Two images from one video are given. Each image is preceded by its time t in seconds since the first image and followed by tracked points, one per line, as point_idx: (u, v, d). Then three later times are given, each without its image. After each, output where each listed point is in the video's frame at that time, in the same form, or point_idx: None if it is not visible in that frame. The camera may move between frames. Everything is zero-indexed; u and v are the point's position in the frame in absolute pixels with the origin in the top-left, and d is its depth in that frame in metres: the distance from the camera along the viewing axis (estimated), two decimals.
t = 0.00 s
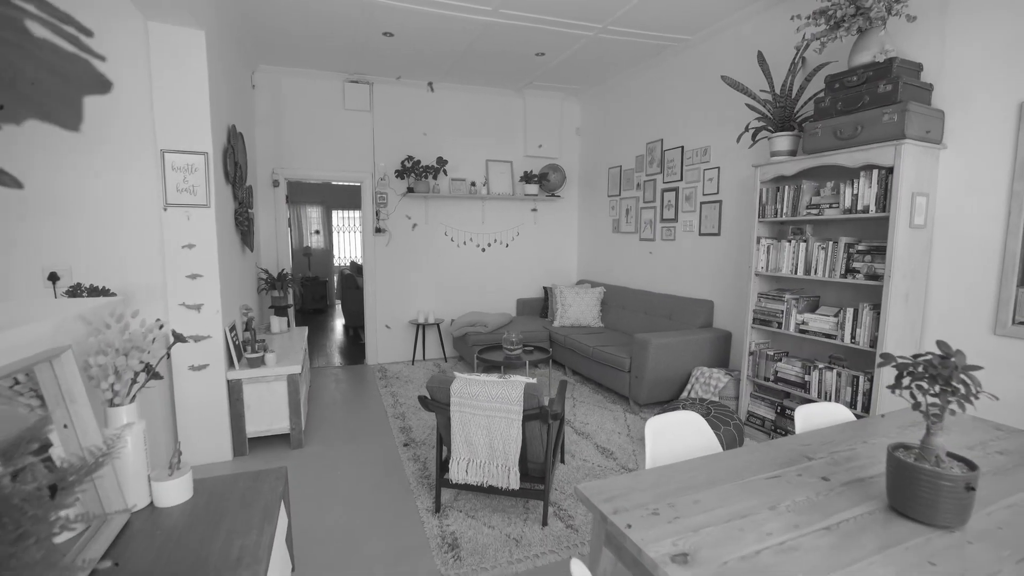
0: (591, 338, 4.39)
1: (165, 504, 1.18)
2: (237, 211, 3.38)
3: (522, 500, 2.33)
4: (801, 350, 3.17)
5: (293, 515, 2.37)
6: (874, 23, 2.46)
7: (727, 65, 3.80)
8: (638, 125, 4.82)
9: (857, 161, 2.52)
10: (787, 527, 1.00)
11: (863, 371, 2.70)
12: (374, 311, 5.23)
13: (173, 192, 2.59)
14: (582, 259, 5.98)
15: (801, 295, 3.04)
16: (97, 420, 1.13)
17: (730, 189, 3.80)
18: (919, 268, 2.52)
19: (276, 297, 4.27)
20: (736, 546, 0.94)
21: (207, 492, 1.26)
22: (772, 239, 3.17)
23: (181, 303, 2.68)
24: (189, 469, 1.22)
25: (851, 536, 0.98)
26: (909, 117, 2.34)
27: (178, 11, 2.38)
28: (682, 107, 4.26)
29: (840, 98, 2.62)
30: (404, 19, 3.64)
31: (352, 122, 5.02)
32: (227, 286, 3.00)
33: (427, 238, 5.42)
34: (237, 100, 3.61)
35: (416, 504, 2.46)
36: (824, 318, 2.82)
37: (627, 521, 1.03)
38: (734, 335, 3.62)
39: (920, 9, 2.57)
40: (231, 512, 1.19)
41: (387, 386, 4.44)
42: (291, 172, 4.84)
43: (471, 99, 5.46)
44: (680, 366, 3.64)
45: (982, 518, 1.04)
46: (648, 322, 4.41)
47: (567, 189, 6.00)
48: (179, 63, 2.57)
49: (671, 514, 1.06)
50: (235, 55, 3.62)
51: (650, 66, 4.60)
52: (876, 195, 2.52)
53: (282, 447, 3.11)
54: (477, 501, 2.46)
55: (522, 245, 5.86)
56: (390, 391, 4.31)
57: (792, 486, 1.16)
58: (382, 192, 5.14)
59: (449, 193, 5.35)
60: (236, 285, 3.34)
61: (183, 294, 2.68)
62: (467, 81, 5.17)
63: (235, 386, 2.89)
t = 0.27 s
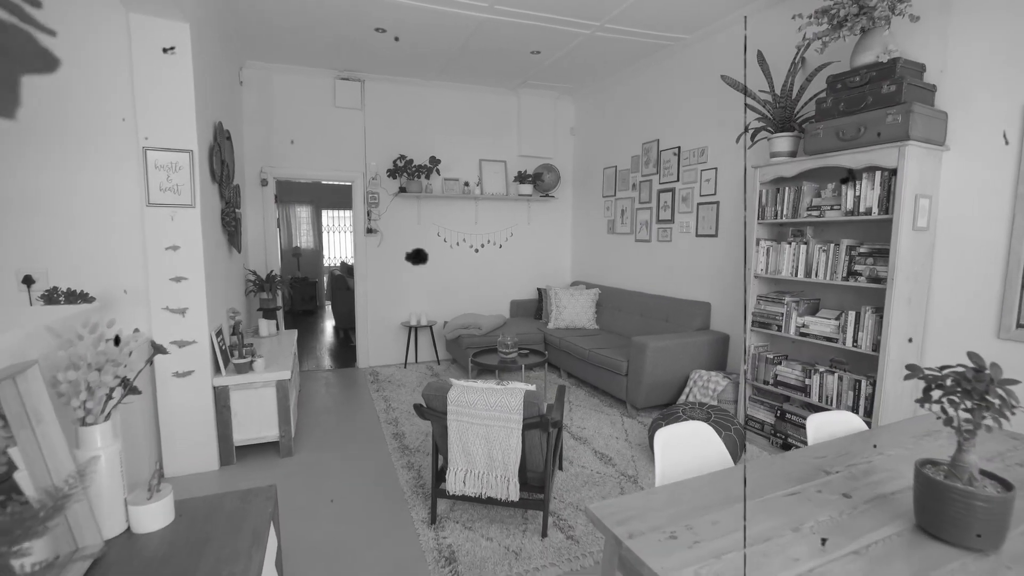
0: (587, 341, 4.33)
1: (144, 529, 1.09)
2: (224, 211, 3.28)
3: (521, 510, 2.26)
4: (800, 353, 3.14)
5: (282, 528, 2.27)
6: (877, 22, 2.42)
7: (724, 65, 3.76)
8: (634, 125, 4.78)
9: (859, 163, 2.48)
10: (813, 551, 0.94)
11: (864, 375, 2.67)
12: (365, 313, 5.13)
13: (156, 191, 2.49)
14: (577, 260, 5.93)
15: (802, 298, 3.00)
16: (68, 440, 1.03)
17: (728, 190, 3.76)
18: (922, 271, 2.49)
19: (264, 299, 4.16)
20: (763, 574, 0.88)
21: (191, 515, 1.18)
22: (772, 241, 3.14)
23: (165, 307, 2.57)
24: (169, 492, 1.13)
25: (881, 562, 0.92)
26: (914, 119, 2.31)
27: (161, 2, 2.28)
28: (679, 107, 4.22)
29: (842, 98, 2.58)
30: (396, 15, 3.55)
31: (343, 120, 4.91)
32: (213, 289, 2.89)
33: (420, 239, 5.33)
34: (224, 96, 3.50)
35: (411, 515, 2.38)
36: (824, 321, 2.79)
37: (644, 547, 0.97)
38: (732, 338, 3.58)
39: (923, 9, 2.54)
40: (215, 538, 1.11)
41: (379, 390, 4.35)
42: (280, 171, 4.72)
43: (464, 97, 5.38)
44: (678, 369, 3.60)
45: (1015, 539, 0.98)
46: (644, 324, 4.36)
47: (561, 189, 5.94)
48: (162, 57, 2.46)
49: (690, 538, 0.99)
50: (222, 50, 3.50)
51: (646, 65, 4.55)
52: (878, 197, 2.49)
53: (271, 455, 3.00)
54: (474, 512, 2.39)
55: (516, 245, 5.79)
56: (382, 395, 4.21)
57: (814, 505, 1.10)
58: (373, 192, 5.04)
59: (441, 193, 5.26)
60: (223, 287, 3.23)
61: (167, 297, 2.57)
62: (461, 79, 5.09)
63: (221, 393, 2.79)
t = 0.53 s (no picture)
0: (585, 343, 4.26)
1: (123, 559, 1.00)
2: (213, 211, 3.17)
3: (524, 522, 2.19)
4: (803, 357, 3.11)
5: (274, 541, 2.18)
6: (886, 20, 2.38)
7: (725, 64, 3.71)
8: (632, 124, 4.72)
9: (866, 163, 2.44)
10: None
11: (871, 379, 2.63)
12: (358, 315, 5.03)
13: (142, 189, 2.38)
14: (573, 261, 5.86)
15: (805, 300, 2.95)
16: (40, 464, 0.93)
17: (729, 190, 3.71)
18: (930, 274, 2.45)
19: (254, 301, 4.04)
20: None
21: (176, 541, 1.09)
22: (775, 242, 3.10)
23: (151, 310, 2.45)
24: (154, 516, 1.04)
25: None
26: (924, 119, 2.27)
27: None
28: (678, 106, 4.17)
29: (849, 98, 2.53)
30: (392, 9, 3.46)
31: (336, 118, 4.81)
32: (201, 292, 2.78)
33: (414, 239, 5.23)
34: (213, 91, 3.39)
35: (410, 526, 2.29)
36: (830, 324, 2.74)
37: None
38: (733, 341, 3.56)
39: (931, 7, 2.50)
40: (202, 568, 1.01)
41: (373, 394, 4.25)
42: (271, 169, 4.60)
43: (460, 95, 5.29)
44: (679, 372, 3.54)
45: None
46: (643, 326, 4.30)
47: (557, 189, 5.87)
48: (146, 49, 2.35)
49: (722, 564, 0.93)
50: (211, 43, 3.40)
51: (645, 64, 4.49)
52: (886, 199, 2.45)
53: (262, 463, 2.90)
54: (475, 522, 2.31)
55: (512, 246, 5.71)
56: (376, 399, 4.12)
57: (847, 525, 1.04)
58: (366, 191, 4.93)
59: (436, 193, 5.17)
60: (212, 289, 3.12)
61: (152, 301, 2.46)
62: (456, 76, 5.00)
63: (210, 400, 2.68)
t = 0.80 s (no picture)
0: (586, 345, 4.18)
1: None
2: (201, 211, 3.03)
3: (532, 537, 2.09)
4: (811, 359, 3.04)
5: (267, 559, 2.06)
6: (900, 14, 2.31)
7: (728, 60, 3.64)
8: (632, 122, 4.64)
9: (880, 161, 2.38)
10: None
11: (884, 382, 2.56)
12: (352, 317, 4.90)
13: (124, 188, 2.25)
14: (571, 261, 5.77)
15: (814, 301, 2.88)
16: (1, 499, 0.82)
17: (733, 189, 3.64)
18: (945, 274, 2.39)
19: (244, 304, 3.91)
20: None
21: None
22: (782, 242, 3.03)
23: (135, 316, 2.32)
24: (134, 553, 0.92)
25: None
26: (941, 115, 2.20)
27: None
28: (680, 104, 4.09)
29: (861, 93, 2.46)
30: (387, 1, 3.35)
31: (328, 115, 4.67)
32: (189, 296, 2.65)
33: (409, 239, 5.11)
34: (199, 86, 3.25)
35: (410, 541, 2.19)
36: (841, 326, 2.67)
37: None
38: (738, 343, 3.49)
39: None
40: None
41: (368, 398, 4.13)
42: (261, 168, 4.47)
43: (455, 92, 5.18)
44: (683, 375, 3.47)
45: None
46: (644, 328, 4.22)
47: (555, 188, 5.77)
48: (128, 40, 2.22)
49: None
50: (197, 35, 3.26)
51: (645, 60, 4.41)
52: (901, 197, 2.38)
53: (254, 474, 2.78)
54: (479, 536, 2.21)
55: (509, 246, 5.61)
56: (371, 404, 4.00)
57: (900, 552, 0.96)
58: (360, 190, 4.80)
59: (432, 192, 5.06)
60: (200, 291, 2.99)
61: (136, 305, 2.32)
62: (452, 72, 4.89)
63: (199, 409, 2.56)
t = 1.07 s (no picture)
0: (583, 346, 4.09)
1: None
2: (183, 208, 2.89)
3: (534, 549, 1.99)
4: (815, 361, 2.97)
5: None
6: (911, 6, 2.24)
7: (728, 55, 3.57)
8: (629, 119, 4.56)
9: (889, 158, 2.32)
10: None
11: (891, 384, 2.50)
12: (342, 318, 4.77)
13: (99, 183, 2.12)
14: (566, 260, 5.69)
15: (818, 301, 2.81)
16: None
17: (733, 187, 3.57)
18: (954, 274, 2.33)
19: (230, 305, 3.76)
20: None
21: None
22: (785, 241, 2.96)
23: (112, 319, 2.18)
24: None
25: None
26: (953, 110, 2.14)
27: None
28: (678, 100, 4.02)
29: (869, 88, 2.40)
30: None
31: (317, 110, 4.54)
32: (171, 299, 2.51)
33: (401, 238, 4.99)
34: (182, 77, 3.11)
35: (406, 555, 2.08)
36: (847, 327, 2.60)
37: None
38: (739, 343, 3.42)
39: None
40: None
41: (360, 402, 4.01)
42: (248, 165, 4.32)
43: (448, 88, 5.07)
44: (684, 377, 3.39)
45: None
46: (642, 328, 4.15)
47: (549, 186, 5.68)
48: (103, 25, 2.08)
49: None
50: (179, 24, 3.12)
51: (642, 56, 4.33)
52: (910, 195, 2.32)
53: (241, 484, 2.65)
54: (478, 549, 2.11)
55: (503, 245, 5.51)
56: (363, 408, 3.88)
57: None
58: (350, 187, 4.67)
59: (425, 190, 4.94)
60: (183, 293, 2.85)
61: (113, 308, 2.19)
62: (445, 67, 4.77)
63: (181, 417, 2.42)
